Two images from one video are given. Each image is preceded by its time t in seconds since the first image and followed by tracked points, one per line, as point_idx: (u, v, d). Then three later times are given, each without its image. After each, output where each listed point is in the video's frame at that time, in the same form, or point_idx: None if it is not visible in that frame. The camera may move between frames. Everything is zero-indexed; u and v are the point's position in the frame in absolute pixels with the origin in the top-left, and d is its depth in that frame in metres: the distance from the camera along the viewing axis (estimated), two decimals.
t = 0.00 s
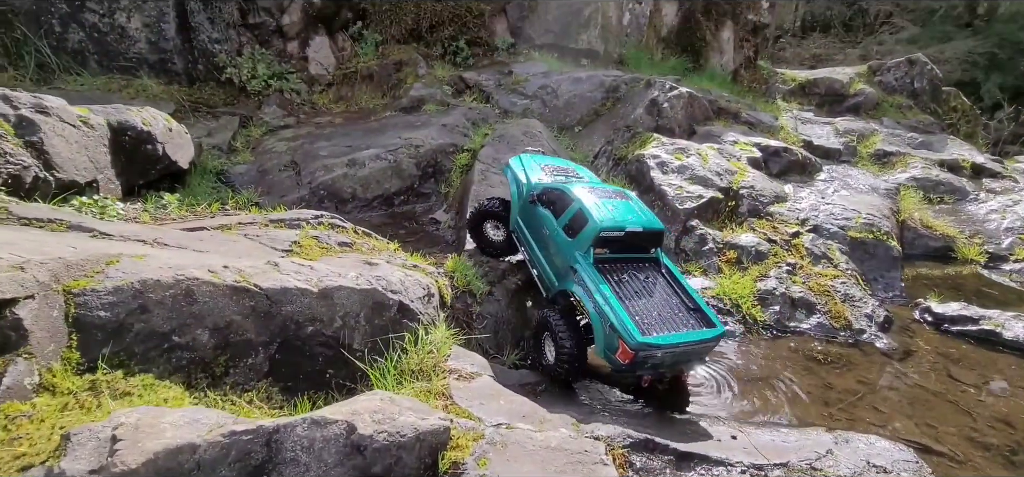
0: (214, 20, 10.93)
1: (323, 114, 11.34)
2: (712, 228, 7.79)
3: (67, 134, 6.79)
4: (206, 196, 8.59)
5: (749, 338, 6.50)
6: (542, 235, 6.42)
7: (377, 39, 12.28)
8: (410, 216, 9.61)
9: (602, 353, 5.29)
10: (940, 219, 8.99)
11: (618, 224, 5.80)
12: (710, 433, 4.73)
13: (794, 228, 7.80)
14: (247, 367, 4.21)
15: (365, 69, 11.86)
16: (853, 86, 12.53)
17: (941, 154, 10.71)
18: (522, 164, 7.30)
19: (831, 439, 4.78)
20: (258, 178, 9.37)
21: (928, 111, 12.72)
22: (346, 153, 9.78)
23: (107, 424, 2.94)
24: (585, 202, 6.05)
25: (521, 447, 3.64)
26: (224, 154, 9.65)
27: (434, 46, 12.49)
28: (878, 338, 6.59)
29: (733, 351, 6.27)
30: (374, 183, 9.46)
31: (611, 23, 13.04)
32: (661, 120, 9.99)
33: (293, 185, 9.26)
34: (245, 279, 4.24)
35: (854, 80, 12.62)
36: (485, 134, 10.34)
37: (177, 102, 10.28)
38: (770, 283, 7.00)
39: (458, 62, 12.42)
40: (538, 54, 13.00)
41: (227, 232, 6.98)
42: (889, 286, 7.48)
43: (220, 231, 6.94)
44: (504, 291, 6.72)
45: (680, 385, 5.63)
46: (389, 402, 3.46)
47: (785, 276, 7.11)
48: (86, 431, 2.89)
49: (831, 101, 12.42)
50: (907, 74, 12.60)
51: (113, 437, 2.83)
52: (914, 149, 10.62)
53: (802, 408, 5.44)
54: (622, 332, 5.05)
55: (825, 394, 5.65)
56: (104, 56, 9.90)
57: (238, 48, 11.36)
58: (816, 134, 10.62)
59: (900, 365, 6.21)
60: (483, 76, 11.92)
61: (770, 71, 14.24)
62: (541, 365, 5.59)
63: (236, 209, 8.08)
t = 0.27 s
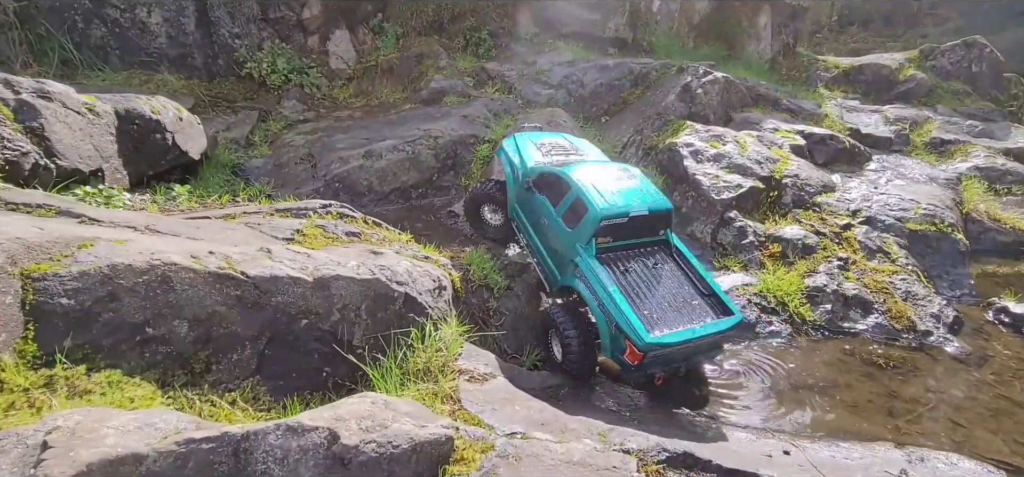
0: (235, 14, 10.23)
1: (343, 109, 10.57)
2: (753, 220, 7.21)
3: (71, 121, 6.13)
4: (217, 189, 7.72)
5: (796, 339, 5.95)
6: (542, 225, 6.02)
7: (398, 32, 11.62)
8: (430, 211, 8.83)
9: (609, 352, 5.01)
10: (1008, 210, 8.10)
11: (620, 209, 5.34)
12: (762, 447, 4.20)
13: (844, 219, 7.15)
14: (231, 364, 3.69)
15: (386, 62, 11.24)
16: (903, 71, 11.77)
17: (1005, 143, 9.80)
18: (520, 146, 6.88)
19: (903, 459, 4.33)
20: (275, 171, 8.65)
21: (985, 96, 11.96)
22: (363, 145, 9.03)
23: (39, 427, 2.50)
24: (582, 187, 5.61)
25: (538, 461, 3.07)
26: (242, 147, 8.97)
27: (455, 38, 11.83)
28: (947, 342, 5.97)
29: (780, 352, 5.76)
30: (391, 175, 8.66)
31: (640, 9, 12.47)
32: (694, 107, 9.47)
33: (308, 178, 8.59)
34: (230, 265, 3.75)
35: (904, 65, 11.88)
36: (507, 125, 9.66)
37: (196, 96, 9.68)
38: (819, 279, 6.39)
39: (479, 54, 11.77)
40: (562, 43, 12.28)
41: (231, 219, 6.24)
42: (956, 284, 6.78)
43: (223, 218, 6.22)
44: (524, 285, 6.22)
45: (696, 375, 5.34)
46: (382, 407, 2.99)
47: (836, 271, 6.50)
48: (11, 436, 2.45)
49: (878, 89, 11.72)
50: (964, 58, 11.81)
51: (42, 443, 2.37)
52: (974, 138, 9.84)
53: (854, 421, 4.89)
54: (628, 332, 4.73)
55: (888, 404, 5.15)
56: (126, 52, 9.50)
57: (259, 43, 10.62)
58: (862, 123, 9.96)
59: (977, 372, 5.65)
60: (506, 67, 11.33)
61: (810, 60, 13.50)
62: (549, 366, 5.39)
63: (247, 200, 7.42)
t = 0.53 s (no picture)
0: (248, 20, 10.12)
1: (355, 114, 10.33)
2: (777, 221, 6.89)
3: (75, 118, 5.71)
4: (225, 189, 7.48)
5: (827, 345, 5.62)
6: (530, 222, 5.85)
7: (411, 36, 11.28)
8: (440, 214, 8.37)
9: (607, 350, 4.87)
10: None
11: (609, 201, 5.25)
12: (797, 461, 3.83)
13: (875, 219, 6.80)
14: (217, 362, 3.37)
15: (398, 67, 10.94)
16: (930, 72, 11.50)
17: None
18: (500, 141, 6.67)
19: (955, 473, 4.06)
20: (284, 174, 8.39)
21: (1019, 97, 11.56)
22: (373, 148, 8.77)
23: None
24: (569, 180, 5.47)
25: (546, 470, 2.77)
26: (252, 152, 8.78)
27: (468, 42, 11.49)
28: (994, 349, 5.63)
29: (810, 359, 5.46)
30: (400, 177, 8.36)
31: (655, 12, 12.21)
32: (713, 106, 9.18)
33: (317, 179, 8.30)
34: (220, 256, 3.45)
35: (930, 67, 11.62)
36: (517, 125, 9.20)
37: (208, 101, 9.46)
38: (850, 282, 6.06)
39: (493, 58, 11.44)
40: (578, 46, 11.87)
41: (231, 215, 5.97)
42: (998, 289, 6.39)
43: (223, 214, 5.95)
44: (535, 287, 5.91)
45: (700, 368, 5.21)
46: (372, 408, 2.68)
47: (868, 273, 6.17)
48: None
49: (905, 89, 11.49)
50: (992, 57, 11.63)
51: None
52: (1009, 139, 9.40)
53: (893, 433, 4.58)
54: (627, 328, 4.61)
55: (934, 415, 4.85)
56: (141, 57, 9.32)
57: (272, 49, 10.47)
58: (889, 124, 9.72)
59: None
60: (519, 69, 11.03)
61: (831, 61, 13.17)
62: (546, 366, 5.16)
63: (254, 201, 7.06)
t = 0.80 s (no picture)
0: (269, 36, 10.27)
1: (372, 126, 10.41)
2: (799, 232, 6.80)
3: (102, 131, 5.77)
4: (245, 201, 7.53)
5: (855, 360, 5.53)
6: (516, 249, 5.81)
7: (427, 51, 11.28)
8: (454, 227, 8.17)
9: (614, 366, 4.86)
10: None
11: (589, 217, 5.26)
12: None
13: (901, 231, 6.67)
14: (237, 372, 3.34)
15: (414, 81, 10.95)
16: (953, 82, 11.35)
17: None
18: (472, 169, 6.63)
19: None
20: (302, 187, 8.43)
21: None
22: (389, 160, 8.77)
23: (5, 433, 2.24)
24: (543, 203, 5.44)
25: None
26: (271, 165, 8.84)
27: (483, 56, 11.51)
28: None
29: (839, 374, 5.37)
30: (416, 189, 8.26)
31: (670, 24, 12.19)
32: (730, 117, 9.11)
33: (335, 192, 8.30)
34: (241, 266, 3.44)
35: (954, 76, 11.46)
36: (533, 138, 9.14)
37: (229, 115, 9.59)
38: (877, 295, 5.96)
39: (508, 71, 11.45)
40: (592, 59, 11.88)
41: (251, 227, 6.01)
42: None
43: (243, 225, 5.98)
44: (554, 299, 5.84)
45: (698, 381, 5.23)
46: (393, 421, 2.63)
47: (896, 286, 6.06)
48: None
49: (927, 99, 11.33)
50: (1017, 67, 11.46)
51: (7, 450, 2.15)
52: None
53: (928, 452, 4.45)
54: (627, 343, 4.62)
55: (971, 433, 4.71)
56: (165, 73, 9.53)
57: (292, 64, 10.53)
58: (912, 134, 9.61)
59: None
60: (534, 82, 11.06)
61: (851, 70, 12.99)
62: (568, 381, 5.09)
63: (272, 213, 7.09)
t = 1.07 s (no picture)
0: (289, 41, 10.40)
1: (389, 130, 10.52)
2: (821, 235, 6.79)
3: (132, 135, 5.92)
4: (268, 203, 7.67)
5: (880, 363, 5.51)
6: (523, 258, 5.84)
7: (444, 55, 11.37)
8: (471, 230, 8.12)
9: (636, 361, 4.96)
10: None
11: (591, 217, 5.33)
12: None
13: (926, 233, 6.63)
14: (270, 369, 3.44)
15: (430, 84, 11.09)
16: (976, 83, 11.26)
17: None
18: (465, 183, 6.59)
19: None
20: (322, 189, 8.55)
21: None
22: (407, 163, 8.82)
23: (60, 422, 2.33)
24: (544, 209, 5.49)
25: None
26: (291, 168, 8.96)
27: (499, 60, 11.57)
28: None
29: (864, 377, 5.35)
30: (435, 192, 8.20)
31: (686, 25, 12.16)
32: (748, 119, 9.10)
33: (354, 194, 8.37)
34: (273, 265, 3.51)
35: (976, 77, 11.37)
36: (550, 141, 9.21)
37: (250, 119, 9.73)
38: (902, 298, 5.94)
39: (524, 74, 11.51)
40: (607, 61, 11.93)
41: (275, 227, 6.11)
42: None
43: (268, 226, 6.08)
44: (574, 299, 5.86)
45: (705, 385, 5.26)
46: (427, 416, 2.69)
47: (921, 289, 6.03)
48: (33, 430, 2.30)
49: (949, 100, 11.25)
50: None
51: (64, 440, 2.22)
52: None
53: (958, 454, 4.38)
54: (647, 335, 4.74)
55: (1000, 434, 4.65)
56: (188, 78, 9.70)
57: (311, 69, 10.62)
58: (934, 135, 9.54)
59: None
60: (550, 85, 11.10)
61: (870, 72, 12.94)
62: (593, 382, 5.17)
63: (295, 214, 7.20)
